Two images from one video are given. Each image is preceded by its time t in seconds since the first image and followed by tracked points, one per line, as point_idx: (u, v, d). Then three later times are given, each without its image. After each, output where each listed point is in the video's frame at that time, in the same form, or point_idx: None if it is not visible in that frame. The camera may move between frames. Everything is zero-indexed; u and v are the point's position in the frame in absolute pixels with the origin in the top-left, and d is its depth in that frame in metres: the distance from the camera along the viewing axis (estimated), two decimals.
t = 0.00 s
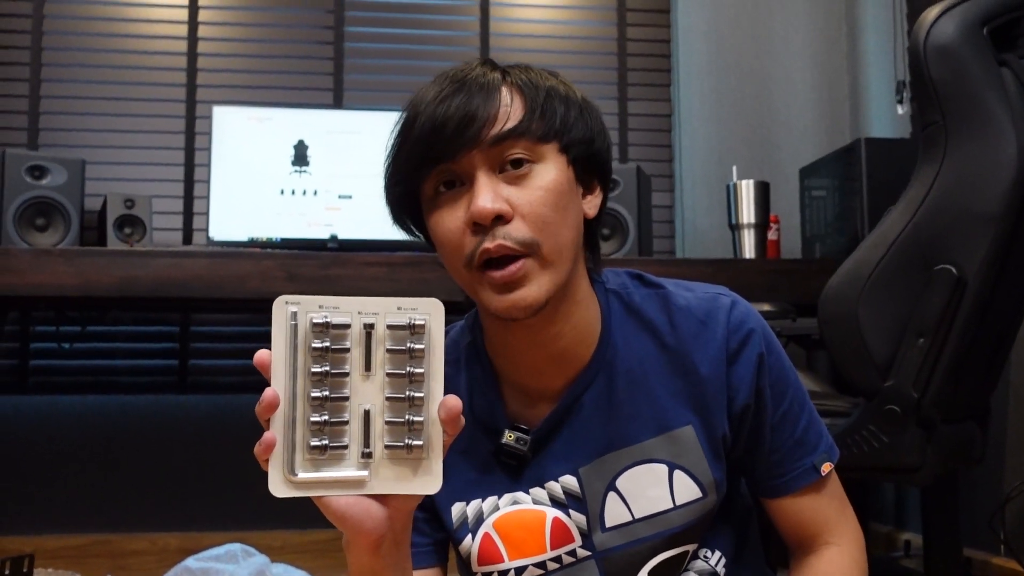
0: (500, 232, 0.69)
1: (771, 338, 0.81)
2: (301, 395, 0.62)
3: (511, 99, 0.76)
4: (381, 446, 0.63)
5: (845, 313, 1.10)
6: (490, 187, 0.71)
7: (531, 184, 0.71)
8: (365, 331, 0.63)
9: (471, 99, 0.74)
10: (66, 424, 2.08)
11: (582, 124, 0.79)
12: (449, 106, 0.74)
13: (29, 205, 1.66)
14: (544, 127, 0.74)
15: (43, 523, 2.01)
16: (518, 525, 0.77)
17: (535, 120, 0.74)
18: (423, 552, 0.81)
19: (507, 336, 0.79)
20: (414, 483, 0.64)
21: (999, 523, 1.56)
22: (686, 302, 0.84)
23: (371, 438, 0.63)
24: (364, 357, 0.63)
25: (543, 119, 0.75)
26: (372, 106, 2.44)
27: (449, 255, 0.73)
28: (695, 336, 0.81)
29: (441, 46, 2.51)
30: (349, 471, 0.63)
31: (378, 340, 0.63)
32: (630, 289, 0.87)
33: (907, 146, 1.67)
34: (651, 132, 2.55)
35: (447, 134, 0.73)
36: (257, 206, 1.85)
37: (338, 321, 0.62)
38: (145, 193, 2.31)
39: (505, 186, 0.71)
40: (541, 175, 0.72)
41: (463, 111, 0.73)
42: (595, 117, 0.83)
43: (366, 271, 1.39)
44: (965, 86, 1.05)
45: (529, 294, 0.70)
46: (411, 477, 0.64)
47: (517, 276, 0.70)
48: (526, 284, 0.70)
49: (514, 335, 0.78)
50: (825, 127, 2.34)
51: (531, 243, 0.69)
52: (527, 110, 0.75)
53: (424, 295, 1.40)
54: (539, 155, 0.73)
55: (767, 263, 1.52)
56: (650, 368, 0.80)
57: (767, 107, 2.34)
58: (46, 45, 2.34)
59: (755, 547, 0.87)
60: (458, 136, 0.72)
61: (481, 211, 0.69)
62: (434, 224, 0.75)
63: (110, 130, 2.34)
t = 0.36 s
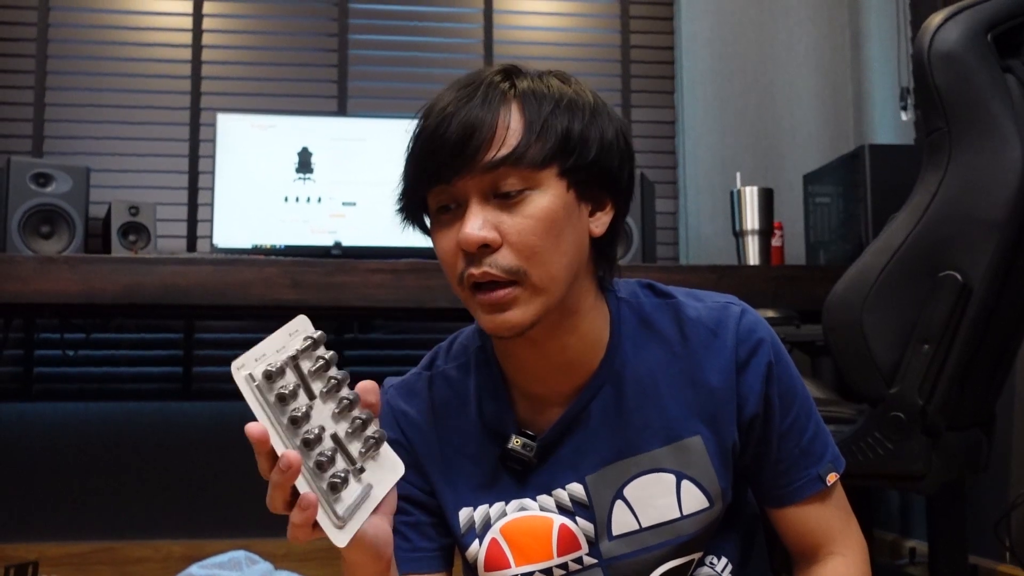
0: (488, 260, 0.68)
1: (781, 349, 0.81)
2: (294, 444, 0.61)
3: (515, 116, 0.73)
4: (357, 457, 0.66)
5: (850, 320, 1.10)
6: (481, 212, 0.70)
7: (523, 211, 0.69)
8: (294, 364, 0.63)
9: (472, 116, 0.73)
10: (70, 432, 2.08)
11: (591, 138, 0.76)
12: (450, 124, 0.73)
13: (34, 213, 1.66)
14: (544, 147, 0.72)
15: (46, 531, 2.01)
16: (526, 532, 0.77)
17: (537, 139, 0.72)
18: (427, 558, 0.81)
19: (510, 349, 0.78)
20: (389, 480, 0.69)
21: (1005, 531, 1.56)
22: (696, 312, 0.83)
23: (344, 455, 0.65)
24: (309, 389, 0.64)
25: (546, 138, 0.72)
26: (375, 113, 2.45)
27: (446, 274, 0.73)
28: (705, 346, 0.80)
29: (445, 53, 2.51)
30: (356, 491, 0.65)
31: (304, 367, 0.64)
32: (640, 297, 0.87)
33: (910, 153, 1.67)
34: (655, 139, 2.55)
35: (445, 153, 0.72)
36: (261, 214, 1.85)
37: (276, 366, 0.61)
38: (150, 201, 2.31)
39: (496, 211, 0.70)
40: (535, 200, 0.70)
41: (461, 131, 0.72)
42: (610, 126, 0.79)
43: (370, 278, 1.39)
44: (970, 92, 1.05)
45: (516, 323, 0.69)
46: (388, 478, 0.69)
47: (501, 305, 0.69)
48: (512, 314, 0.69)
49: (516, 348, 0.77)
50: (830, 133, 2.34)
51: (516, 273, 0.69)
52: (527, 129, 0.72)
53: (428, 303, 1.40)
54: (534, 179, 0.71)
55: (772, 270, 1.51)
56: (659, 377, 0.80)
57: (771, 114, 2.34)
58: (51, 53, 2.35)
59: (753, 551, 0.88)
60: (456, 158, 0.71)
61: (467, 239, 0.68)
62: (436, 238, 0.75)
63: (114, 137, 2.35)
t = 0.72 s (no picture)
0: (531, 235, 0.70)
1: (790, 346, 0.82)
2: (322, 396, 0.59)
3: (552, 99, 0.76)
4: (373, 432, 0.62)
5: (852, 323, 1.10)
6: (521, 190, 0.71)
7: (563, 189, 0.72)
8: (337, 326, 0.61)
9: (513, 96, 0.74)
10: (73, 434, 2.08)
11: (618, 128, 0.79)
12: (489, 101, 0.74)
13: (36, 216, 1.66)
14: (581, 131, 0.74)
15: (49, 533, 2.01)
16: (531, 516, 0.76)
17: (574, 123, 0.75)
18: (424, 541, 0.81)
19: (523, 331, 0.79)
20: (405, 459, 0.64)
21: (1008, 534, 1.56)
22: (706, 305, 0.84)
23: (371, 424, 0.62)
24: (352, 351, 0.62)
25: (582, 123, 0.75)
26: (378, 117, 2.45)
27: (474, 251, 0.74)
28: (714, 338, 0.81)
29: (448, 56, 2.51)
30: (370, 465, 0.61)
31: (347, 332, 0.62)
32: (652, 290, 0.88)
33: (912, 157, 1.67)
34: (656, 142, 2.55)
35: (483, 129, 0.73)
36: (264, 217, 1.85)
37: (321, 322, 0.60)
38: (152, 204, 2.32)
39: (536, 188, 0.72)
40: (574, 180, 0.73)
41: (503, 108, 0.73)
42: (631, 120, 0.82)
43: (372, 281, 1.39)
44: (972, 95, 1.05)
45: (550, 300, 0.70)
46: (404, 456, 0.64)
47: (540, 281, 0.70)
48: (548, 291, 0.70)
49: (532, 332, 0.78)
50: (833, 135, 2.34)
51: (558, 249, 0.70)
52: (565, 110, 0.75)
53: (431, 307, 1.40)
54: (573, 158, 0.73)
55: (773, 273, 1.51)
56: (666, 368, 0.80)
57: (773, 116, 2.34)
58: (53, 56, 2.35)
59: (763, 546, 0.87)
60: (496, 133, 0.72)
61: (512, 214, 0.69)
62: (461, 219, 0.75)
63: (116, 140, 2.35)
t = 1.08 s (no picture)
0: (588, 282, 0.66)
1: (840, 379, 0.79)
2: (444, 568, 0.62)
3: (625, 129, 0.69)
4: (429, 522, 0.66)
5: (853, 322, 1.10)
6: (582, 229, 0.67)
7: (625, 232, 0.67)
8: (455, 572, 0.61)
9: (584, 127, 0.68)
10: (73, 435, 2.08)
11: (697, 152, 0.72)
12: (556, 133, 0.68)
13: (37, 216, 1.66)
14: (651, 169, 0.68)
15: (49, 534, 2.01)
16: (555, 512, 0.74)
17: (647, 159, 0.68)
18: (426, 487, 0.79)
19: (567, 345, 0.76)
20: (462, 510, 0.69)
21: (1009, 534, 1.56)
22: (758, 326, 0.81)
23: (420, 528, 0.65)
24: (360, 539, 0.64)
25: (658, 158, 0.69)
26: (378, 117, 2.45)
27: (529, 278, 0.71)
28: (762, 361, 0.78)
29: (449, 55, 2.51)
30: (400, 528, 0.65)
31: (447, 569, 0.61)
32: (703, 304, 0.84)
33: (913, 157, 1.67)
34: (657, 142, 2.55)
35: (550, 168, 0.67)
36: (264, 217, 1.85)
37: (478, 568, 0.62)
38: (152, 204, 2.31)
39: (597, 228, 0.67)
40: (638, 223, 0.68)
41: (571, 147, 0.67)
42: (710, 133, 0.75)
43: (373, 282, 1.38)
44: (973, 95, 1.05)
45: (602, 343, 0.69)
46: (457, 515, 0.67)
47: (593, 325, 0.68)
48: (606, 332, 0.69)
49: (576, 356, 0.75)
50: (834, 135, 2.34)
51: (614, 295, 0.67)
52: (638, 146, 0.68)
53: (432, 307, 1.40)
54: (638, 202, 0.68)
55: (774, 273, 1.51)
56: (710, 386, 0.77)
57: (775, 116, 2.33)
58: (54, 56, 2.35)
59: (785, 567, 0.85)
60: (563, 172, 0.67)
61: (569, 260, 0.66)
62: (521, 241, 0.71)
63: (116, 140, 2.35)
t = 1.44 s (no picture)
0: (665, 201, 0.66)
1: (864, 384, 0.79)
2: (312, 322, 0.54)
3: (701, 86, 0.73)
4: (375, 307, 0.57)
5: (853, 321, 1.10)
6: (660, 159, 0.68)
7: (701, 167, 0.69)
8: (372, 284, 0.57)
9: (666, 73, 0.71)
10: (73, 433, 2.08)
11: (756, 129, 0.76)
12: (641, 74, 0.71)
13: (38, 214, 1.66)
14: (724, 123, 0.72)
15: (50, 532, 2.01)
16: (591, 487, 0.71)
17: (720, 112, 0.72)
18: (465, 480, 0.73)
19: (616, 310, 0.76)
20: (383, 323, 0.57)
21: (1009, 534, 1.56)
22: (791, 320, 0.81)
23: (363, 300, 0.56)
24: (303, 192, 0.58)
25: (727, 115, 0.72)
26: (378, 116, 2.45)
27: (596, 216, 0.70)
28: (794, 355, 0.78)
29: (452, 55, 2.51)
30: (297, 305, 0.54)
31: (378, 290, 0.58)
32: (738, 294, 0.84)
33: (914, 156, 1.67)
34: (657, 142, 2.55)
35: (633, 96, 0.70)
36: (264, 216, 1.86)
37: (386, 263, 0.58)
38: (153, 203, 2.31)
39: (674, 162, 0.69)
40: (711, 161, 0.70)
41: (656, 80, 0.70)
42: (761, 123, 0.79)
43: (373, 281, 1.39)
44: (974, 95, 1.05)
45: (673, 270, 0.66)
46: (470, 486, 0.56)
47: (663, 248, 0.66)
48: (674, 260, 0.66)
49: (632, 313, 0.74)
50: (834, 137, 2.31)
51: (688, 220, 0.66)
52: (713, 96, 0.72)
53: (432, 306, 1.40)
54: (711, 142, 0.71)
55: (775, 272, 1.51)
56: (745, 371, 0.77)
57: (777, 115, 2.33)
58: (54, 54, 2.35)
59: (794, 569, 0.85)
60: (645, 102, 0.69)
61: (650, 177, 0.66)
62: (588, 185, 0.72)
63: (117, 139, 2.35)
